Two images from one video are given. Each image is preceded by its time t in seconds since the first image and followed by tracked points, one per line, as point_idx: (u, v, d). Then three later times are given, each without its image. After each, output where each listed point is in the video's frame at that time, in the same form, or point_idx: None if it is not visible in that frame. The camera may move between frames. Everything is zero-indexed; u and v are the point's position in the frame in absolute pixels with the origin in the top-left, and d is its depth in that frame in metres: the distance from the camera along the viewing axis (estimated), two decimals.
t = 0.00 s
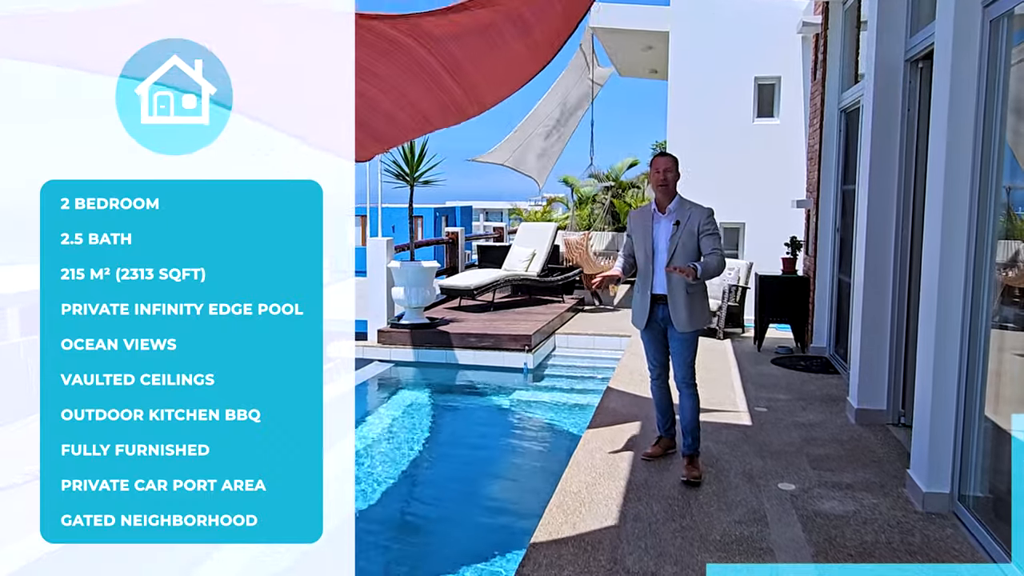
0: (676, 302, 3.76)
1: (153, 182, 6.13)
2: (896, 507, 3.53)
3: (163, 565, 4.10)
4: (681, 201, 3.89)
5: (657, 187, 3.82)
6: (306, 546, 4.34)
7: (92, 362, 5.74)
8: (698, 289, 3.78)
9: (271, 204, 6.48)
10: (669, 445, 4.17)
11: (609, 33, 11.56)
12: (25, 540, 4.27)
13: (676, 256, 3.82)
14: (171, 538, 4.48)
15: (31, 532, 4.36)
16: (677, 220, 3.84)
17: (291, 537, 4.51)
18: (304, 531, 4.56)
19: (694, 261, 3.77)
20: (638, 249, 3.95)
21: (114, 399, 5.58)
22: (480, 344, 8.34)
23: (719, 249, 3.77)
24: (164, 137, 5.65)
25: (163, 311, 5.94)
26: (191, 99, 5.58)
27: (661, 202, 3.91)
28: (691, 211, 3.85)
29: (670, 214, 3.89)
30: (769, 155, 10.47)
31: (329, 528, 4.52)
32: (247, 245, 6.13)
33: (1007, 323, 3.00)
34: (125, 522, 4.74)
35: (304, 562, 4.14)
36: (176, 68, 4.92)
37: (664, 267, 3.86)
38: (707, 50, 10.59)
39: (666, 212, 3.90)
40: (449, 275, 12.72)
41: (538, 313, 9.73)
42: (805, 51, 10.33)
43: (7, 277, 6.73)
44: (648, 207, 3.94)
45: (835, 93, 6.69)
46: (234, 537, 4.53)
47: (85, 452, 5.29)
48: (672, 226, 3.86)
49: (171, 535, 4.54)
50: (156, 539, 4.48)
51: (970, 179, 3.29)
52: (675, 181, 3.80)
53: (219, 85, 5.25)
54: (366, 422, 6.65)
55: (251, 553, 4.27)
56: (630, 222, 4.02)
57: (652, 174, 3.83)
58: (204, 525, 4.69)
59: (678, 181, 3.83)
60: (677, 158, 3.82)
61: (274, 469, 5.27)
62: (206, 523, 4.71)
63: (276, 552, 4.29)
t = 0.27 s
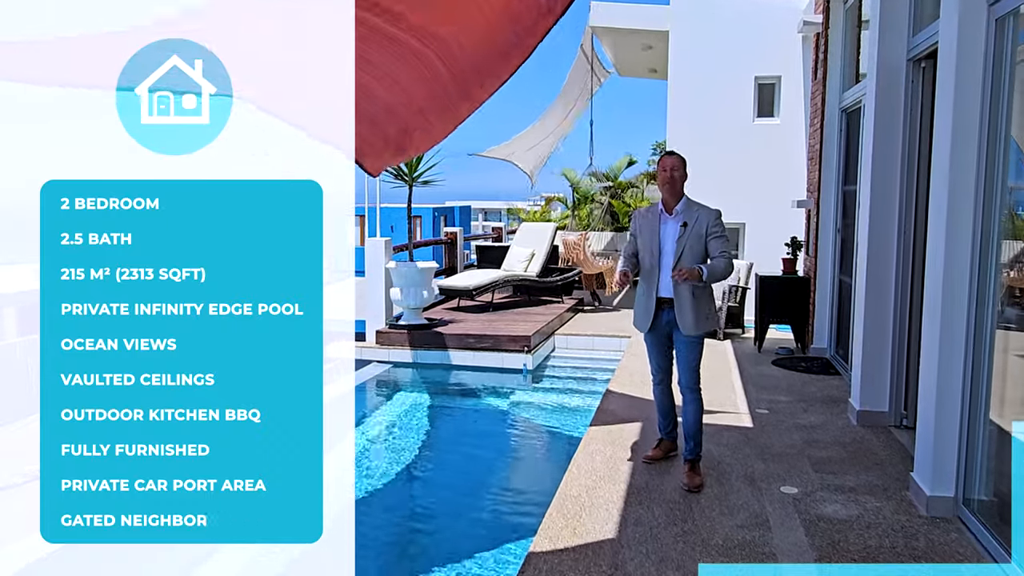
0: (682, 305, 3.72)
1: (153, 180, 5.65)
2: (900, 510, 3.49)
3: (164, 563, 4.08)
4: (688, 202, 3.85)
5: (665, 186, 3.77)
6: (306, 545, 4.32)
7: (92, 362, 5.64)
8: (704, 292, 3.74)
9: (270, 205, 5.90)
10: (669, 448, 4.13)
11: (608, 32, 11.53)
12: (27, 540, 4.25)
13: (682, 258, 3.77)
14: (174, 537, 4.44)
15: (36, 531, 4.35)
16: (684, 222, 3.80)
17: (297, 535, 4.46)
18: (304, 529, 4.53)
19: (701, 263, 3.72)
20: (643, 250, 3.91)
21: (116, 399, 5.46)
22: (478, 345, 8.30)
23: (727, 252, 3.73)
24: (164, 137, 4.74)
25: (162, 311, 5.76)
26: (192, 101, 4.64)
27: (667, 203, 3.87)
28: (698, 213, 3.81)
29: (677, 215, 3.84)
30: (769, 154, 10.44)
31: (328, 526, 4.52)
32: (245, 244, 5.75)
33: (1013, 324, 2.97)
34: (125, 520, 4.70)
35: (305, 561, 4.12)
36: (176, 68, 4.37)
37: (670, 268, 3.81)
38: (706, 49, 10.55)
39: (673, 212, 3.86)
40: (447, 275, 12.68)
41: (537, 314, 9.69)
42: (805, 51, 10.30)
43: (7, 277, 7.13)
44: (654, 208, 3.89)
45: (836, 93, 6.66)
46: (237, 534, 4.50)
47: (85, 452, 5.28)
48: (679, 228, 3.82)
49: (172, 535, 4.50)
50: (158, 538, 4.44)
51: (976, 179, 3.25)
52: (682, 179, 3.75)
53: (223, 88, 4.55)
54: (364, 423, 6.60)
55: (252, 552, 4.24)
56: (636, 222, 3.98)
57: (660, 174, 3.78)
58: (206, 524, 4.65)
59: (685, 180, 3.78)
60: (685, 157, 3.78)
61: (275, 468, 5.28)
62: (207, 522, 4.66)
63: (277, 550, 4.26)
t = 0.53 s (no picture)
0: (688, 301, 3.69)
1: (152, 182, 6.55)
2: (901, 513, 3.45)
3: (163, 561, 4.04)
4: (696, 197, 3.83)
5: (674, 179, 3.74)
6: (305, 544, 4.26)
7: (93, 363, 5.89)
8: (711, 290, 3.72)
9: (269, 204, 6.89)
10: (667, 448, 4.10)
11: (607, 31, 11.49)
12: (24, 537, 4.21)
13: (691, 252, 3.75)
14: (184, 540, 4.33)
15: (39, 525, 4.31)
16: (694, 216, 3.78)
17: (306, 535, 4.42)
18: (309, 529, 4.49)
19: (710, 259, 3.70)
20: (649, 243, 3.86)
21: (115, 396, 5.66)
22: (476, 345, 8.26)
23: (736, 249, 3.72)
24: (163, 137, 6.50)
25: (163, 311, 6.18)
26: (191, 101, 5.94)
27: (675, 198, 3.84)
28: (707, 209, 3.79)
29: (686, 210, 3.82)
30: (769, 153, 10.40)
31: (328, 524, 4.50)
32: (245, 244, 6.43)
33: (1015, 324, 2.95)
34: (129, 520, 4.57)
35: (303, 560, 4.07)
36: (177, 68, 5.58)
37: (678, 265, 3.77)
38: (705, 48, 10.52)
39: (682, 207, 3.83)
40: (445, 276, 12.64)
41: (536, 314, 9.64)
42: (804, 49, 10.26)
43: (6, 276, 7.07)
44: (663, 202, 3.87)
45: (835, 92, 6.63)
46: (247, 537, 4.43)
47: (85, 452, 5.21)
48: (689, 222, 3.79)
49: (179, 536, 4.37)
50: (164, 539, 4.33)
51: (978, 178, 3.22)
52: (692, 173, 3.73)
53: (219, 86, 5.92)
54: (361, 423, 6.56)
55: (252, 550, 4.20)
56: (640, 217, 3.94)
57: (669, 167, 3.74)
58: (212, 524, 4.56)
59: (695, 176, 3.76)
60: (694, 151, 3.72)
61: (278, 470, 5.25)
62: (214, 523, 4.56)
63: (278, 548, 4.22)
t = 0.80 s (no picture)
0: (697, 303, 3.63)
1: (154, 181, 6.25)
2: (902, 516, 3.41)
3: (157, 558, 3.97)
4: (703, 197, 3.78)
5: (683, 181, 3.67)
6: (303, 543, 4.21)
7: (92, 362, 5.94)
8: (719, 291, 3.67)
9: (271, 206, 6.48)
10: (662, 449, 4.05)
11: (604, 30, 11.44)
12: (15, 535, 4.13)
13: (700, 252, 3.70)
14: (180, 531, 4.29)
15: (32, 524, 4.25)
16: (703, 216, 3.73)
17: (307, 526, 4.38)
18: (306, 522, 4.45)
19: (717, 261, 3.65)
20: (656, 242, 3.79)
21: (117, 397, 5.71)
22: (473, 345, 8.21)
23: (743, 250, 3.68)
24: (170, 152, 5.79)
25: (162, 310, 6.12)
26: (191, 101, 5.14)
27: (683, 197, 3.78)
28: (716, 209, 3.74)
29: (695, 209, 3.77)
30: (768, 152, 10.36)
31: (327, 524, 4.45)
32: (247, 244, 6.20)
33: (1015, 324, 2.90)
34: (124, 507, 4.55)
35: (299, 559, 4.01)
36: (176, 68, 4.80)
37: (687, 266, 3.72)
38: (703, 46, 10.47)
39: (690, 207, 3.77)
40: (442, 275, 12.60)
41: (533, 313, 9.59)
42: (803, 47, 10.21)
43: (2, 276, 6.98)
44: (670, 202, 3.81)
45: (834, 90, 6.58)
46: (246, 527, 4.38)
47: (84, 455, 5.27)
48: (697, 221, 3.74)
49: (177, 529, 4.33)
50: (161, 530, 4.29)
51: (980, 176, 3.18)
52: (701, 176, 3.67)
53: (222, 88, 5.09)
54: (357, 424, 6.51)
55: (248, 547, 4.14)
56: (644, 216, 3.87)
57: (675, 169, 3.65)
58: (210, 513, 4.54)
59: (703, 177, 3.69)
60: (700, 153, 3.65)
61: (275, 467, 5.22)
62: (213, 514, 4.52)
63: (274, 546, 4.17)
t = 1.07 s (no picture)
0: (701, 304, 3.54)
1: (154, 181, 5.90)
2: (900, 520, 3.36)
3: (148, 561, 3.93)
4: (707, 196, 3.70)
5: (688, 175, 3.57)
6: (297, 546, 4.16)
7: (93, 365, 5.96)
8: (723, 291, 3.59)
9: (270, 207, 6.35)
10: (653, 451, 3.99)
11: (601, 28, 11.38)
12: (5, 538, 4.08)
13: (704, 252, 3.63)
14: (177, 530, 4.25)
15: (25, 527, 4.17)
16: (706, 214, 3.65)
17: (308, 530, 4.33)
18: (307, 526, 4.40)
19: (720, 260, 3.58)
20: (660, 242, 3.70)
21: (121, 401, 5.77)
22: (468, 346, 8.16)
23: (746, 250, 3.61)
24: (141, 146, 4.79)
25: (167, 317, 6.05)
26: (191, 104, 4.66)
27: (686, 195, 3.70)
28: (720, 207, 3.67)
29: (698, 208, 3.69)
30: (765, 152, 10.31)
31: (324, 525, 4.40)
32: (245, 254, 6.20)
33: (1015, 324, 2.85)
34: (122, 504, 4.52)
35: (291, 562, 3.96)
36: (176, 68, 4.55)
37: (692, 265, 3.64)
38: (700, 44, 10.42)
39: (693, 205, 3.69)
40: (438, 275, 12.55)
41: (529, 314, 9.54)
42: (801, 46, 10.15)
43: None
44: (672, 200, 3.73)
45: (832, 89, 6.54)
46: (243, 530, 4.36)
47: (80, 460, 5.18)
48: (701, 221, 3.67)
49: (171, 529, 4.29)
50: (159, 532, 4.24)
51: (980, 174, 3.12)
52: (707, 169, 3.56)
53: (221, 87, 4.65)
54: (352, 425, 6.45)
55: (240, 551, 4.10)
56: (647, 214, 3.77)
57: (684, 163, 3.57)
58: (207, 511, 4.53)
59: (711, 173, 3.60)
60: (711, 147, 3.57)
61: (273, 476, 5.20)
62: (212, 514, 4.48)
63: (267, 549, 4.12)
